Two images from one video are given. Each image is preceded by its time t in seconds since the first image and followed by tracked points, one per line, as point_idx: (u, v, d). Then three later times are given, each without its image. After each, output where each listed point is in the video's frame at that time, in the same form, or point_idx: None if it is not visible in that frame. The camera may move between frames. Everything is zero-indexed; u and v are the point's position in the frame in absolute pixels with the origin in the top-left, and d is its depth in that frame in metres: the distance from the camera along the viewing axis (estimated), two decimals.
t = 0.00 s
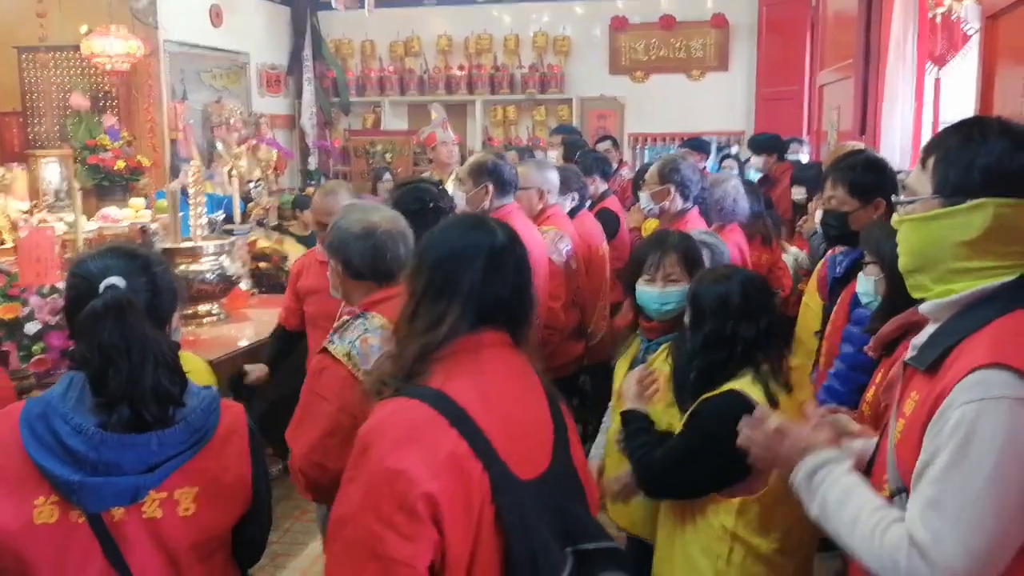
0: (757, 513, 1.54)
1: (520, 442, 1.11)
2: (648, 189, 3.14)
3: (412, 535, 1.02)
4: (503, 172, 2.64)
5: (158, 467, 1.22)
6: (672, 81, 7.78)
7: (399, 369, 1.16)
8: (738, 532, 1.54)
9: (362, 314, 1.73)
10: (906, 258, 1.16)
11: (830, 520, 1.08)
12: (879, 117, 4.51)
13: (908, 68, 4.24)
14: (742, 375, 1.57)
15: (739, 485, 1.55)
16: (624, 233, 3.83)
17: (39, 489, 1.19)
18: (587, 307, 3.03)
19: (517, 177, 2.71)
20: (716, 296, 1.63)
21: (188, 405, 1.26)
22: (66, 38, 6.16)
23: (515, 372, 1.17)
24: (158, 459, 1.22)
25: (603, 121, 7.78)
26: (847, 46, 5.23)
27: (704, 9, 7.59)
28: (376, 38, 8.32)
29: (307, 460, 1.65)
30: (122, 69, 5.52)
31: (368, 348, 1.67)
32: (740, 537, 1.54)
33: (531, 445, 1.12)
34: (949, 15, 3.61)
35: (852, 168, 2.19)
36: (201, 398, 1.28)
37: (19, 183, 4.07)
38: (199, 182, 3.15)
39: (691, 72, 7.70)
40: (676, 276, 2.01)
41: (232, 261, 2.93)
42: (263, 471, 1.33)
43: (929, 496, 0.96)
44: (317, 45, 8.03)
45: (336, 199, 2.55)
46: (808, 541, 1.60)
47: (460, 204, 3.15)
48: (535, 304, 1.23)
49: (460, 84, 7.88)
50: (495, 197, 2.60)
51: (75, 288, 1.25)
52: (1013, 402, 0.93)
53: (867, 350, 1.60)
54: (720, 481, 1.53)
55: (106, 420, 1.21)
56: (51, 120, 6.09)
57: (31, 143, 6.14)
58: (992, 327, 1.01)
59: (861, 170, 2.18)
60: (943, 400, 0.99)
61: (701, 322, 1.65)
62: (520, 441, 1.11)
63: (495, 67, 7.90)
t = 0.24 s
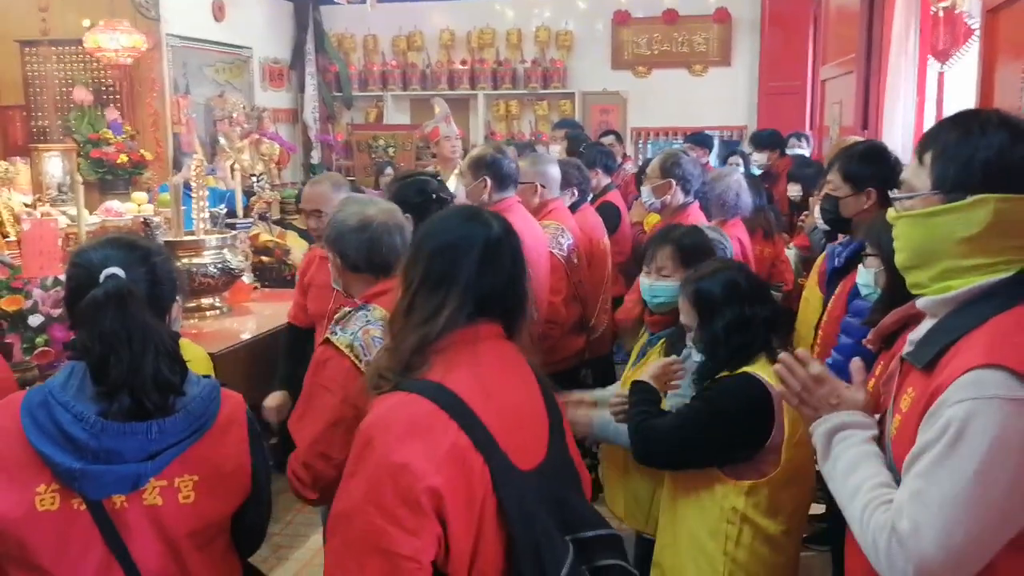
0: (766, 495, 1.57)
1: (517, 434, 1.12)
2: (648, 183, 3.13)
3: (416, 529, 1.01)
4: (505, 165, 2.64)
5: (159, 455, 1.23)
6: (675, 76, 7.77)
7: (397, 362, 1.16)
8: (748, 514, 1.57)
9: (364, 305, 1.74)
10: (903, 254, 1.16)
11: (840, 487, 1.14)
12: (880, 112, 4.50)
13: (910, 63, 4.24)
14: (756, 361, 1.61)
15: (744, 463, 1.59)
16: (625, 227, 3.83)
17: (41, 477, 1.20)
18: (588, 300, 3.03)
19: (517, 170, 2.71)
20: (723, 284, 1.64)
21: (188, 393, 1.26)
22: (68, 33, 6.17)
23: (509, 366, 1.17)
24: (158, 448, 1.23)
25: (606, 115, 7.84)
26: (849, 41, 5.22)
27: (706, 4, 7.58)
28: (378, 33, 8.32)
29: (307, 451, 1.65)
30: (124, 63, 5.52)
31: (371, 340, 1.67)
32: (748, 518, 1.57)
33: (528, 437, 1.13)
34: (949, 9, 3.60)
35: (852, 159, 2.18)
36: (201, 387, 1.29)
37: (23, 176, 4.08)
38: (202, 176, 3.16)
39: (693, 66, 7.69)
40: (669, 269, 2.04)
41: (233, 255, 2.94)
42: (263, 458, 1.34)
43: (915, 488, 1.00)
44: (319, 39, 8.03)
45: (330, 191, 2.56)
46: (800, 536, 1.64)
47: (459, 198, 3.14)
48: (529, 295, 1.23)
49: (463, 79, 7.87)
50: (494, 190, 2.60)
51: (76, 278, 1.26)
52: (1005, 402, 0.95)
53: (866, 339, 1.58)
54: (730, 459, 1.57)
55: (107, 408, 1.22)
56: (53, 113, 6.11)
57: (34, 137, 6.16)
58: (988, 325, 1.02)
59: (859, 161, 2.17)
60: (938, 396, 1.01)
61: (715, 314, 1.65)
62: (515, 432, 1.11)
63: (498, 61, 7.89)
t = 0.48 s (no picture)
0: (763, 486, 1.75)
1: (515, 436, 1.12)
2: (653, 180, 3.12)
3: (420, 544, 1.00)
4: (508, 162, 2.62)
5: (157, 449, 1.23)
6: (681, 74, 7.74)
7: (394, 364, 1.15)
8: (748, 504, 1.75)
9: (370, 299, 1.74)
10: (898, 248, 1.20)
11: (839, 480, 1.19)
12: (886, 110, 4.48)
13: (915, 61, 4.22)
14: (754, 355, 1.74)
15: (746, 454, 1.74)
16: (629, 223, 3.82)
17: (38, 472, 1.20)
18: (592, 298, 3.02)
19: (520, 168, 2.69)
20: (725, 279, 1.74)
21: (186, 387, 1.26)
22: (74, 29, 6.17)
23: (502, 366, 1.17)
24: (157, 442, 1.22)
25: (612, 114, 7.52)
26: (854, 39, 5.20)
27: (712, 2, 7.55)
28: (384, 31, 8.31)
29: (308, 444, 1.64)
30: (129, 59, 5.52)
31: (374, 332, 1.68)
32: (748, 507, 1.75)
33: (525, 437, 1.13)
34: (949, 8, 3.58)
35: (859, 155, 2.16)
36: (198, 381, 1.28)
37: (27, 172, 4.07)
38: (206, 172, 3.15)
39: (699, 65, 7.66)
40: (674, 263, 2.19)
41: (238, 251, 2.94)
42: (259, 451, 1.34)
43: (915, 480, 1.04)
44: (325, 36, 8.02)
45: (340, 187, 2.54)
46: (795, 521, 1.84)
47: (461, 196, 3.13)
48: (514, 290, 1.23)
49: (468, 76, 7.85)
50: (495, 188, 2.59)
51: (73, 274, 1.26)
52: (1002, 394, 1.00)
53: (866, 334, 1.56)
54: (730, 449, 1.71)
55: (105, 402, 1.21)
56: (59, 110, 6.11)
57: (40, 133, 6.16)
58: (984, 320, 1.07)
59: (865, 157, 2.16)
60: (937, 388, 1.06)
61: (715, 310, 1.75)
62: (513, 435, 1.12)
63: (504, 59, 7.87)
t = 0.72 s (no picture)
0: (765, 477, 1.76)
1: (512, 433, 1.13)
2: (659, 175, 3.12)
3: (415, 549, 1.02)
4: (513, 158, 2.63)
5: (157, 438, 1.24)
6: (689, 70, 7.73)
7: (391, 362, 1.16)
8: (752, 496, 1.76)
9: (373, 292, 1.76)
10: (895, 234, 1.22)
11: (837, 468, 1.20)
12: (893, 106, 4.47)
13: (922, 57, 4.20)
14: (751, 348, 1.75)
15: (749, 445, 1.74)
16: (635, 218, 3.83)
17: (40, 460, 1.21)
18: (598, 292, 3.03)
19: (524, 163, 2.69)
20: (724, 270, 1.76)
21: (185, 377, 1.27)
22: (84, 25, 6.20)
23: (498, 362, 1.18)
24: (156, 431, 1.24)
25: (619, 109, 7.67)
26: (862, 35, 5.18)
27: None
28: (392, 27, 8.32)
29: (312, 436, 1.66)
30: (138, 55, 5.55)
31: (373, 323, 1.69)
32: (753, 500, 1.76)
33: (520, 435, 1.14)
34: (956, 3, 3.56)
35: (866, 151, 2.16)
36: (198, 371, 1.30)
37: (37, 167, 4.11)
38: (214, 167, 3.17)
39: (707, 61, 7.65)
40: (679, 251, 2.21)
41: (245, 246, 2.95)
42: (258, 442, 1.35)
43: (912, 463, 1.07)
44: (334, 32, 8.04)
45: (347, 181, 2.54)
46: (795, 511, 1.86)
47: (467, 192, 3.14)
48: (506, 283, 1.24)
49: (476, 72, 7.86)
50: (498, 182, 2.60)
51: (73, 266, 1.28)
52: (995, 374, 1.03)
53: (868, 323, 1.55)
54: (729, 443, 1.71)
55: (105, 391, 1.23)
56: (69, 106, 6.15)
57: (50, 128, 6.20)
58: (975, 304, 1.09)
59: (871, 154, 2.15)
60: (929, 371, 1.09)
61: (709, 299, 1.78)
62: (509, 433, 1.13)
63: (512, 55, 7.88)
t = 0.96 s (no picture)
0: (760, 469, 1.77)
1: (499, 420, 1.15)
2: (662, 167, 3.13)
3: (403, 531, 1.04)
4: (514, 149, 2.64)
5: (152, 422, 1.27)
6: (694, 64, 7.73)
7: (385, 350, 1.18)
8: (746, 488, 1.77)
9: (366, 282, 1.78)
10: (886, 215, 1.23)
11: (828, 443, 1.22)
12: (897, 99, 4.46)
13: (926, 50, 4.20)
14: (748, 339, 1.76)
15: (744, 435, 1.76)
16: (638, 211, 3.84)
17: (37, 444, 1.24)
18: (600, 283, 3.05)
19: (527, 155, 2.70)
20: (725, 260, 1.78)
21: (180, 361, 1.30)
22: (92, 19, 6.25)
23: (489, 348, 1.20)
24: (151, 415, 1.26)
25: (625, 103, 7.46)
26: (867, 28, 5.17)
27: None
28: (398, 21, 8.34)
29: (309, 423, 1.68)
30: (144, 49, 5.59)
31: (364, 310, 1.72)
32: (747, 492, 1.77)
33: (508, 421, 1.17)
34: None
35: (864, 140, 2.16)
36: (193, 357, 1.32)
37: (44, 159, 4.15)
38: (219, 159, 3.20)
39: (712, 54, 7.65)
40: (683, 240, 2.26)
41: (250, 237, 2.98)
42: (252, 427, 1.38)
43: (900, 434, 1.09)
44: (340, 27, 8.06)
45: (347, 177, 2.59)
46: (792, 502, 1.87)
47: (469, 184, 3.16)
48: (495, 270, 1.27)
49: (481, 66, 7.87)
50: (499, 174, 2.62)
51: (71, 252, 1.31)
52: (978, 346, 1.05)
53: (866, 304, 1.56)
54: (726, 434, 1.73)
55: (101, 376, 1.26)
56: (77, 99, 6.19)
57: (58, 121, 6.25)
58: (959, 284, 1.11)
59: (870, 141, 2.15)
60: (915, 347, 1.11)
61: (708, 288, 1.81)
62: (498, 419, 1.15)
63: (517, 49, 7.88)
